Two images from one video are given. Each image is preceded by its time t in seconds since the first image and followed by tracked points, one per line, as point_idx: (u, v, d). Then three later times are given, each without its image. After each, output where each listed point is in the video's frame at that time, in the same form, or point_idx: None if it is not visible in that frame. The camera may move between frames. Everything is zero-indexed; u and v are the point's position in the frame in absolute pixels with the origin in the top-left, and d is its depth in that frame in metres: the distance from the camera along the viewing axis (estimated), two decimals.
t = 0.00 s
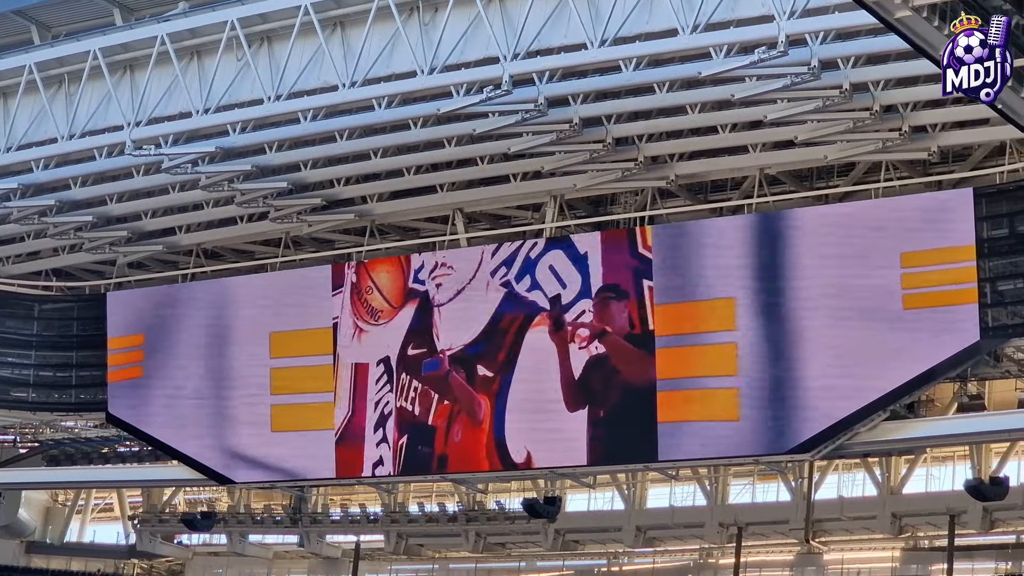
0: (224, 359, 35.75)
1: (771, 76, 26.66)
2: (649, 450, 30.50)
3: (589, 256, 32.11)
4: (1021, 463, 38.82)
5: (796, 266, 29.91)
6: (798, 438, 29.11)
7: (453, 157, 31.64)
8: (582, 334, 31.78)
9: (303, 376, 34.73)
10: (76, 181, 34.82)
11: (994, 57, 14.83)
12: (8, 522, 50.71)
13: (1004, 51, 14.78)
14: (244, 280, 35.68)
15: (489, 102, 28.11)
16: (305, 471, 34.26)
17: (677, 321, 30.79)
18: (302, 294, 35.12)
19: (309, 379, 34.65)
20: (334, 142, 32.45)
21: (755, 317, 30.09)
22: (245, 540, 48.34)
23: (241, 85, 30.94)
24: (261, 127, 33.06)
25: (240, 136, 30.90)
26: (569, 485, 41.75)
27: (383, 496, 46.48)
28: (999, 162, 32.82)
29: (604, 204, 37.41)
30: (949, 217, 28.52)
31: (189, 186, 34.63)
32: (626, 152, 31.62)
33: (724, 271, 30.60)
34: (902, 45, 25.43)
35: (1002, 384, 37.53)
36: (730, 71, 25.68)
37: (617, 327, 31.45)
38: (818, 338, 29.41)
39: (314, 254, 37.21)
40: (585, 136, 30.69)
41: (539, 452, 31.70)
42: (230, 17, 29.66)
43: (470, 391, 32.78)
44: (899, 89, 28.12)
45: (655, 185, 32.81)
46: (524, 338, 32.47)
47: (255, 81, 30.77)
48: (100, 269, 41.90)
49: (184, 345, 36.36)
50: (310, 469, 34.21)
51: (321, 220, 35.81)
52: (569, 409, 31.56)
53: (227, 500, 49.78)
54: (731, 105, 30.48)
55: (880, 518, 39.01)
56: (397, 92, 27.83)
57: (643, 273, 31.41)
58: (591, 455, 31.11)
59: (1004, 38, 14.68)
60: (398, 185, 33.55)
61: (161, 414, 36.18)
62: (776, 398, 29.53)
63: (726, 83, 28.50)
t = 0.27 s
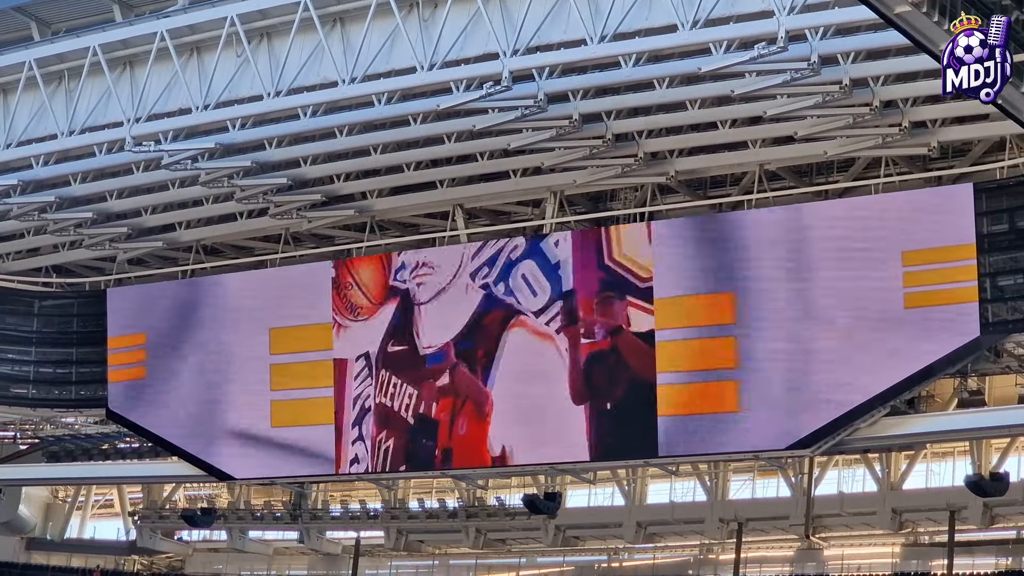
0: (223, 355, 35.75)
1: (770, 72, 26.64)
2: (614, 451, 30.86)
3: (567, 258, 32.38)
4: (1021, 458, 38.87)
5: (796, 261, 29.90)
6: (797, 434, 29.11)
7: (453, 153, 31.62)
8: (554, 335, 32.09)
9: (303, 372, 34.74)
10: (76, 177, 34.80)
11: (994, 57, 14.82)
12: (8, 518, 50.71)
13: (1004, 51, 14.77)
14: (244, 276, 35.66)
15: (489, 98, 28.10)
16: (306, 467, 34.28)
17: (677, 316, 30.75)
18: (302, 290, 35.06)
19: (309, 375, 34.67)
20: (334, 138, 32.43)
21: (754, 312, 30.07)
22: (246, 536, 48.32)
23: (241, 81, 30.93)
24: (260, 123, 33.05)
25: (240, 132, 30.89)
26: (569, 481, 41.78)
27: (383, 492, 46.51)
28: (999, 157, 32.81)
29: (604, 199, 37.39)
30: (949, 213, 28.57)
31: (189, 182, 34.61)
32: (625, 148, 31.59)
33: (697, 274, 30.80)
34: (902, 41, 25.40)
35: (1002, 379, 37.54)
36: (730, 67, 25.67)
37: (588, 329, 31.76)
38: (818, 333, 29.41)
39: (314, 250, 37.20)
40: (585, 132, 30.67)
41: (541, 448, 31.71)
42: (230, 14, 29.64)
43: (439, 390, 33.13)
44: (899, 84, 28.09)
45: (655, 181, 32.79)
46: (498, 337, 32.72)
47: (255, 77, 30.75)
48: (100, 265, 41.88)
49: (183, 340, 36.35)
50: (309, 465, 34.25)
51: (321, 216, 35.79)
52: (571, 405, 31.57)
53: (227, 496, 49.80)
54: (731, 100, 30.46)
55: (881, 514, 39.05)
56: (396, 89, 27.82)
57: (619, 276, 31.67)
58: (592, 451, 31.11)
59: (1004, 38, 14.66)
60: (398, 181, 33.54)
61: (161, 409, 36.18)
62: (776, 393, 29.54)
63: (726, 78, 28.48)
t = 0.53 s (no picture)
0: (223, 352, 35.77)
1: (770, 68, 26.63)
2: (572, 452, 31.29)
3: (533, 260, 32.63)
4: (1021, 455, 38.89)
5: (796, 258, 29.90)
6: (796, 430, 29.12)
7: (453, 150, 31.63)
8: (518, 337, 32.46)
9: (303, 368, 34.76)
10: (76, 174, 34.81)
11: (994, 57, 14.81)
12: (9, 515, 50.72)
13: (1004, 51, 14.75)
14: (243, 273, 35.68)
15: (489, 95, 28.09)
16: (305, 464, 34.29)
17: (676, 314, 30.82)
18: (301, 287, 35.08)
19: (308, 371, 34.68)
20: (334, 135, 32.42)
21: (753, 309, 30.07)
22: (246, 533, 48.29)
23: (241, 78, 30.98)
24: (260, 120, 33.06)
25: (240, 129, 30.89)
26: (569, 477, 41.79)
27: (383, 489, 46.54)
28: (999, 153, 32.82)
29: (604, 196, 37.41)
30: (948, 210, 28.53)
31: (189, 179, 34.62)
32: (625, 144, 31.61)
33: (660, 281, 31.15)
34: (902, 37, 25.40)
35: (1002, 375, 37.56)
36: (730, 63, 25.65)
37: (551, 331, 32.11)
38: (817, 330, 29.41)
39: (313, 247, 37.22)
40: (585, 129, 30.68)
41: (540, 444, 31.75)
42: (229, 11, 29.64)
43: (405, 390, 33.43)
44: (899, 80, 28.09)
45: (655, 177, 32.80)
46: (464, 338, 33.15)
47: (255, 74, 30.79)
48: (100, 262, 41.89)
49: (182, 337, 36.37)
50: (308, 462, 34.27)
51: (321, 213, 35.81)
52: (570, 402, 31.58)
53: (227, 493, 49.82)
54: (731, 97, 30.46)
55: (880, 510, 38.81)
56: (396, 85, 27.81)
57: (585, 279, 31.93)
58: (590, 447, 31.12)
59: (1004, 37, 14.64)
60: (398, 178, 33.56)
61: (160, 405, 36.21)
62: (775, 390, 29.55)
63: (726, 75, 28.48)
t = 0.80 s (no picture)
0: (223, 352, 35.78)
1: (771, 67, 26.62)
2: (532, 453, 31.77)
3: (500, 262, 32.92)
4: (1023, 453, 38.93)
5: (796, 257, 29.88)
6: (797, 429, 29.17)
7: (454, 149, 31.63)
8: (482, 339, 32.81)
9: (303, 368, 34.76)
10: (77, 174, 34.82)
11: (994, 57, 14.80)
12: (10, 514, 50.73)
13: (1004, 51, 14.73)
14: (243, 274, 35.69)
15: (490, 94, 28.09)
16: (305, 463, 34.31)
17: (674, 315, 30.75)
18: (302, 288, 35.07)
19: (309, 371, 34.67)
20: (335, 134, 32.42)
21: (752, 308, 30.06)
22: (247, 533, 48.23)
23: (242, 78, 31.00)
24: (261, 119, 33.08)
25: (241, 128, 30.89)
26: (569, 476, 41.82)
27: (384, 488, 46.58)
28: (1000, 152, 32.82)
29: (604, 195, 37.43)
30: (950, 210, 28.49)
31: (189, 179, 34.63)
32: (626, 144, 31.60)
33: (625, 283, 31.43)
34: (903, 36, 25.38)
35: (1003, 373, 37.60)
36: (731, 62, 25.64)
37: (518, 333, 32.43)
38: (819, 328, 29.41)
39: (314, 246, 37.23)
40: (586, 128, 30.68)
41: (539, 443, 31.74)
42: (230, 10, 29.64)
43: (376, 388, 33.85)
44: (900, 79, 28.07)
45: (655, 176, 32.79)
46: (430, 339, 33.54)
47: (255, 73, 30.82)
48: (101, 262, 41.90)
49: (182, 337, 36.38)
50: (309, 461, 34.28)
51: (322, 212, 35.81)
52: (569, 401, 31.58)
53: (228, 492, 49.85)
54: (731, 96, 30.45)
55: (882, 508, 38.80)
56: (397, 85, 27.82)
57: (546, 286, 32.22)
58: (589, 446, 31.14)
59: (1004, 37, 14.62)
60: (399, 177, 33.57)
61: (160, 405, 36.23)
62: (776, 389, 29.56)
63: (726, 73, 28.48)
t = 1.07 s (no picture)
0: (226, 348, 35.77)
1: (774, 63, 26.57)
2: (516, 449, 31.93)
3: (477, 260, 33.05)
4: None
5: (800, 252, 29.85)
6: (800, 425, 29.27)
7: (456, 144, 31.59)
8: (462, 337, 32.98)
9: (305, 364, 34.72)
10: (79, 169, 34.82)
11: (994, 57, 14.77)
12: (13, 510, 50.77)
13: (1004, 51, 14.70)
14: (246, 270, 35.63)
15: (492, 91, 28.06)
16: (307, 459, 34.32)
17: (676, 310, 30.64)
18: (304, 284, 34.97)
19: (311, 367, 34.62)
20: (337, 130, 32.39)
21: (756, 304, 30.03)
22: (250, 528, 48.32)
23: (245, 73, 30.96)
24: (264, 114, 33.07)
25: (244, 123, 30.87)
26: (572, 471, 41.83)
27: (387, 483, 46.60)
28: (1004, 147, 32.76)
29: (607, 190, 37.40)
30: (954, 205, 28.47)
31: (192, 174, 34.61)
32: (629, 139, 31.56)
33: (601, 282, 31.54)
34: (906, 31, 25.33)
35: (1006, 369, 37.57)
36: (732, 59, 25.60)
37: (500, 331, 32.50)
38: (822, 324, 29.39)
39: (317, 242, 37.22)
40: (588, 124, 30.64)
41: (541, 439, 31.68)
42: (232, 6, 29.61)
43: (362, 384, 33.97)
44: (904, 74, 28.00)
45: (658, 172, 32.75)
46: (413, 335, 33.66)
47: (258, 69, 30.78)
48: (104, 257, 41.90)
49: (184, 333, 36.38)
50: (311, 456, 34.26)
51: (324, 208, 35.79)
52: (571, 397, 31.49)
53: (231, 488, 49.88)
54: (734, 91, 30.40)
55: (885, 504, 38.99)
56: (399, 81, 27.80)
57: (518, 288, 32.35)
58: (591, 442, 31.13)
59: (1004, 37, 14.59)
60: (401, 173, 33.54)
61: (163, 401, 36.24)
62: (779, 385, 29.57)
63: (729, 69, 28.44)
